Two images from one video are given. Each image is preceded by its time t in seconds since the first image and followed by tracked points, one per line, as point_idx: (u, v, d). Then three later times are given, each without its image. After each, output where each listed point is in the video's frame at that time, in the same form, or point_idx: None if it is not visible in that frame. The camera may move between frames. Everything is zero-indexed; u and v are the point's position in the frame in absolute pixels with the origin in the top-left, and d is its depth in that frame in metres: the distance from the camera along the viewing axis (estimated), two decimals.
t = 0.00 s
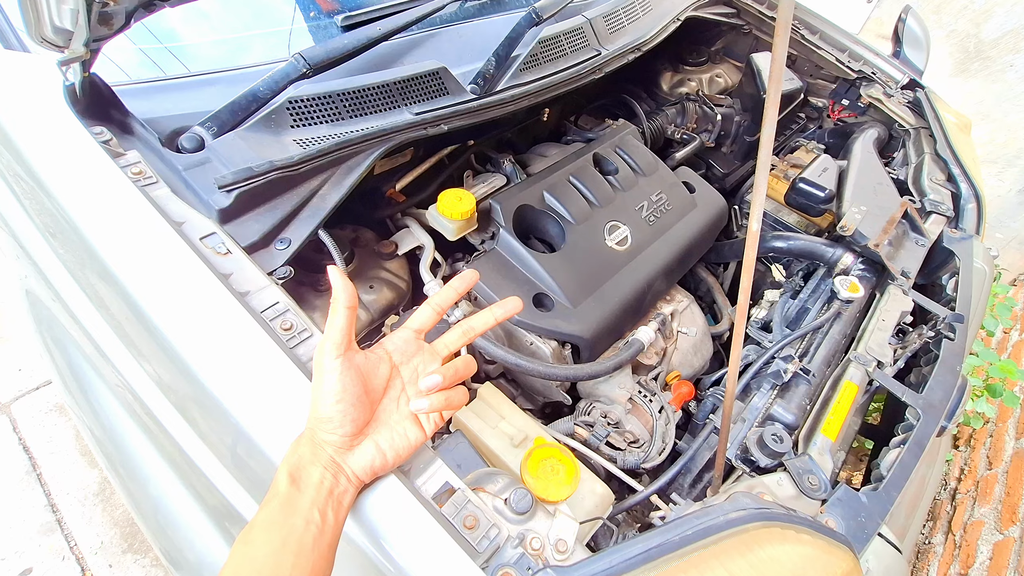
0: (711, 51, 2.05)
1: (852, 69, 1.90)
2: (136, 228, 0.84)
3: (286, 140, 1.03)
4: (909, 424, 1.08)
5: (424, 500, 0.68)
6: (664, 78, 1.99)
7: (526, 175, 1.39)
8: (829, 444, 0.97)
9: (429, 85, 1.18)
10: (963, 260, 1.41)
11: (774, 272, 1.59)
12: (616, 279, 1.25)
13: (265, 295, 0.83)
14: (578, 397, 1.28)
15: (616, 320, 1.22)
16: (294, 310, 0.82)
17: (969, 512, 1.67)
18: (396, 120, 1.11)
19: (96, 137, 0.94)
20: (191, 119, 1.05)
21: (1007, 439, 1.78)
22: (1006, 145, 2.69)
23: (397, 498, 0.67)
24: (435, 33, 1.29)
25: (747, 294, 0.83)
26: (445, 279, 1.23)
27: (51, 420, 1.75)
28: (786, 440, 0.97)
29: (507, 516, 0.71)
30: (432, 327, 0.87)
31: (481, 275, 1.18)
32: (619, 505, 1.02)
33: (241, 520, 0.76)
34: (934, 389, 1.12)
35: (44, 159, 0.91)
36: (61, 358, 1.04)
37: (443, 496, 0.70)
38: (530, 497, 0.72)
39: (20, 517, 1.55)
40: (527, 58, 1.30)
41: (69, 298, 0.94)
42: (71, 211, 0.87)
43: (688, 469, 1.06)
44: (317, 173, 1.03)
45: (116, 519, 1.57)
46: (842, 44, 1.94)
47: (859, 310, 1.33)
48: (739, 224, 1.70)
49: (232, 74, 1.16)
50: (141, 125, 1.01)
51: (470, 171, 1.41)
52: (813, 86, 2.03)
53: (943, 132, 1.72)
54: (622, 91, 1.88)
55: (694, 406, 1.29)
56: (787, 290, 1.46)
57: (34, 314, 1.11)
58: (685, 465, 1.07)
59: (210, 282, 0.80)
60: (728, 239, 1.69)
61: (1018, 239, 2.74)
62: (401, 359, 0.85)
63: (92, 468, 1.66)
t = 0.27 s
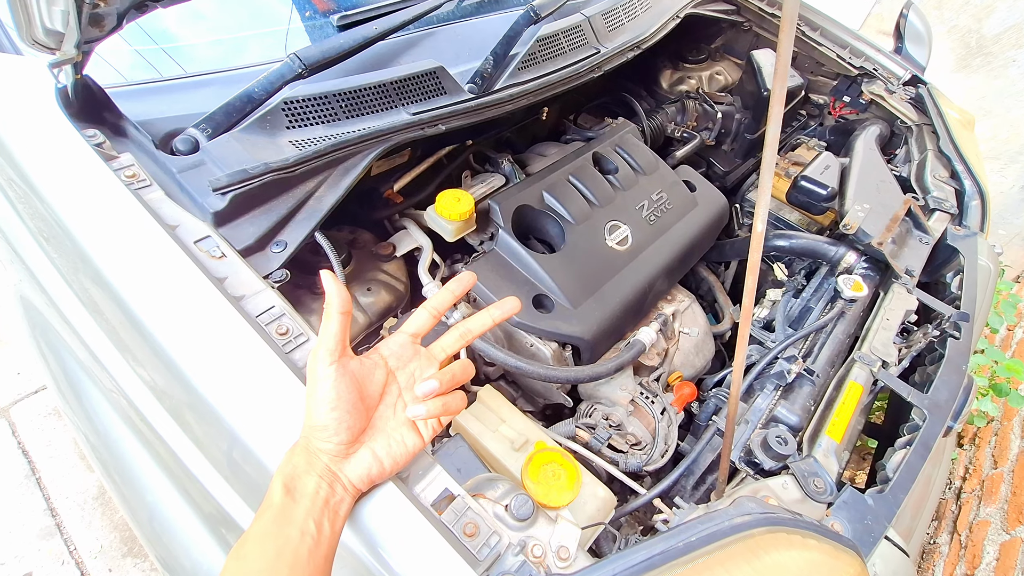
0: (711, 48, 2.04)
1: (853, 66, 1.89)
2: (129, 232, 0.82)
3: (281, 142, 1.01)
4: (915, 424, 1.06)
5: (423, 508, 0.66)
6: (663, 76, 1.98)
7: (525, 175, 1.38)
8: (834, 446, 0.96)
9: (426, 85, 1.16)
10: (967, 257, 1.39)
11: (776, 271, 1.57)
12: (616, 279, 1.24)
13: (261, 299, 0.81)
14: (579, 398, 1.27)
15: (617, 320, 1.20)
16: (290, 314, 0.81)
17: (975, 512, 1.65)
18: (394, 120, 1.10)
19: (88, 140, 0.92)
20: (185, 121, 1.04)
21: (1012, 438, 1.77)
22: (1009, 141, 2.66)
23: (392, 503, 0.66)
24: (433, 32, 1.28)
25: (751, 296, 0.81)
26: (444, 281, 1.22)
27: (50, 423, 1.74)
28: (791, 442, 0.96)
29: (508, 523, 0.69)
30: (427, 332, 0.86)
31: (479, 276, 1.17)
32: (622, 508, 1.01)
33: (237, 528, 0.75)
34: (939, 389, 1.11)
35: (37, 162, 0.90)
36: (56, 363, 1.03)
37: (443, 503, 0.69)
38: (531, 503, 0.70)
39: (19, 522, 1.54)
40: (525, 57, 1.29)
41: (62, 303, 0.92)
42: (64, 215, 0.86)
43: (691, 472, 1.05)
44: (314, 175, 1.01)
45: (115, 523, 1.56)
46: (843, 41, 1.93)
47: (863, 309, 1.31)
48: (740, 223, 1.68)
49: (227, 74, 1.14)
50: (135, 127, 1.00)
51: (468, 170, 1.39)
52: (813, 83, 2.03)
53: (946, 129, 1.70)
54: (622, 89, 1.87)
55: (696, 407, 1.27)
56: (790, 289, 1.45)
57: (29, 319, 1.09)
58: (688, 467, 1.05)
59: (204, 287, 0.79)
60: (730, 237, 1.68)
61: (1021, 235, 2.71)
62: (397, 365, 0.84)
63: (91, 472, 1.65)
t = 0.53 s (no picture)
0: (709, 46, 2.04)
1: (852, 63, 1.89)
2: (130, 233, 0.83)
3: (281, 142, 1.01)
4: (915, 421, 1.07)
5: (425, 507, 0.67)
6: (661, 74, 1.97)
7: (524, 174, 1.38)
8: (834, 443, 0.96)
9: (425, 85, 1.17)
10: (966, 254, 1.40)
11: (775, 268, 1.58)
12: (616, 277, 1.24)
13: (261, 299, 0.82)
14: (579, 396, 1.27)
15: (617, 318, 1.21)
16: (291, 313, 0.81)
17: (975, 508, 1.65)
18: (393, 120, 1.10)
19: (88, 141, 0.93)
20: (185, 122, 1.04)
21: (1012, 434, 1.76)
22: (1008, 137, 2.67)
23: (393, 501, 0.66)
24: (431, 31, 1.28)
25: (751, 293, 0.82)
26: (444, 280, 1.22)
27: (51, 425, 1.74)
28: (791, 439, 0.96)
29: (510, 521, 0.70)
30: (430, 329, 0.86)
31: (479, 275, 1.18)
32: (622, 506, 1.01)
33: (239, 527, 0.75)
34: (939, 385, 1.11)
35: (37, 164, 0.90)
36: (57, 363, 1.03)
37: (445, 502, 0.69)
38: (532, 501, 0.71)
39: (21, 523, 1.54)
40: (524, 56, 1.29)
41: (63, 304, 0.93)
42: (65, 216, 0.86)
43: (692, 469, 1.05)
44: (313, 175, 1.01)
45: (117, 524, 1.56)
46: (841, 38, 1.94)
47: (863, 306, 1.31)
48: (739, 221, 1.69)
49: (225, 75, 1.14)
50: (135, 128, 1.00)
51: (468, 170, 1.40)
52: (812, 80, 2.02)
53: (944, 126, 1.71)
54: (620, 88, 1.87)
55: (696, 404, 1.28)
56: (789, 287, 1.46)
57: (30, 321, 1.10)
58: (689, 465, 1.05)
59: (205, 287, 0.79)
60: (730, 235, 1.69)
61: (1019, 232, 2.72)
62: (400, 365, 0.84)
63: (92, 473, 1.65)
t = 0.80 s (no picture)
0: (709, 44, 2.05)
1: (851, 60, 1.89)
2: (133, 232, 0.83)
3: (283, 142, 1.02)
4: (914, 416, 1.07)
5: (428, 502, 0.67)
6: (661, 72, 1.96)
7: (525, 172, 1.38)
8: (834, 438, 0.97)
9: (426, 83, 1.17)
10: (965, 250, 1.40)
11: (775, 266, 1.59)
12: (617, 275, 1.24)
13: (264, 298, 0.82)
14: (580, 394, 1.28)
15: (618, 315, 1.21)
16: (294, 311, 0.82)
17: (975, 503, 1.66)
18: (393, 118, 1.11)
19: (91, 142, 0.93)
20: (186, 122, 1.04)
21: (1011, 430, 1.76)
22: (1007, 134, 2.67)
23: (397, 496, 0.67)
24: (431, 31, 1.29)
25: (750, 289, 0.82)
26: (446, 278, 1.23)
27: (53, 426, 1.74)
28: (791, 434, 0.96)
29: (512, 516, 0.70)
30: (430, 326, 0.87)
31: (480, 273, 1.18)
32: (624, 502, 1.02)
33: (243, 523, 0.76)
34: (938, 380, 1.12)
35: (39, 164, 0.91)
36: (61, 364, 1.04)
37: (448, 497, 0.70)
38: (535, 496, 0.72)
39: (24, 523, 1.54)
40: (523, 54, 1.29)
41: (66, 304, 0.93)
42: (67, 216, 0.86)
43: (693, 465, 1.06)
44: (315, 174, 1.02)
45: (120, 523, 1.57)
46: (839, 35, 1.94)
47: (862, 302, 1.32)
48: (739, 218, 1.69)
49: (226, 75, 1.15)
50: (136, 128, 1.00)
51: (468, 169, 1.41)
52: (811, 78, 2.01)
53: (943, 122, 1.71)
54: (619, 86, 1.87)
55: (697, 401, 1.28)
56: (789, 284, 1.46)
57: (33, 322, 1.10)
58: (690, 461, 1.06)
59: (209, 286, 0.79)
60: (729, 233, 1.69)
61: (1018, 228, 2.72)
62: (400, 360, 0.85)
63: (94, 473, 1.66)
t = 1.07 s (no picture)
0: (707, 45, 2.05)
1: (848, 61, 1.89)
2: (131, 238, 0.83)
3: (280, 146, 1.02)
4: (913, 417, 1.07)
5: (425, 507, 0.66)
6: (659, 73, 1.98)
7: (523, 174, 1.38)
8: (832, 439, 0.97)
9: (423, 87, 1.17)
10: (964, 250, 1.40)
11: (773, 267, 1.59)
12: (614, 277, 1.24)
13: (261, 302, 0.82)
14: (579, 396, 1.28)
15: (616, 317, 1.21)
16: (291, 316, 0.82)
17: (974, 503, 1.66)
18: (390, 122, 1.11)
19: (88, 147, 0.93)
20: (183, 127, 1.04)
21: (1011, 430, 1.78)
22: (1005, 133, 2.68)
23: (391, 500, 0.65)
24: (428, 33, 1.29)
25: (746, 293, 0.83)
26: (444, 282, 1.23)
27: (53, 429, 1.74)
28: (790, 437, 0.95)
29: (510, 520, 0.70)
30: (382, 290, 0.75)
31: (478, 276, 1.18)
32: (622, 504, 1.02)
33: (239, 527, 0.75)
34: (936, 381, 1.12)
35: (37, 169, 0.91)
36: (60, 366, 1.04)
37: (445, 501, 0.69)
38: (532, 500, 0.72)
39: (25, 527, 1.55)
40: (521, 57, 1.30)
41: (65, 309, 0.93)
42: (65, 221, 0.87)
43: (691, 467, 1.06)
44: (312, 178, 1.02)
45: (120, 527, 1.57)
46: (838, 36, 1.94)
47: (860, 303, 1.32)
48: (738, 219, 1.69)
49: (223, 79, 1.15)
50: (134, 133, 1.00)
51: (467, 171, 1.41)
52: (808, 78, 2.02)
53: (941, 122, 1.71)
54: (617, 87, 1.88)
55: (696, 402, 1.28)
56: (787, 284, 1.46)
57: (32, 327, 1.10)
58: (688, 463, 1.06)
59: (206, 292, 0.79)
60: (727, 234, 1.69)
61: (1017, 228, 2.64)
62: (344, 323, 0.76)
63: (94, 477, 1.66)
